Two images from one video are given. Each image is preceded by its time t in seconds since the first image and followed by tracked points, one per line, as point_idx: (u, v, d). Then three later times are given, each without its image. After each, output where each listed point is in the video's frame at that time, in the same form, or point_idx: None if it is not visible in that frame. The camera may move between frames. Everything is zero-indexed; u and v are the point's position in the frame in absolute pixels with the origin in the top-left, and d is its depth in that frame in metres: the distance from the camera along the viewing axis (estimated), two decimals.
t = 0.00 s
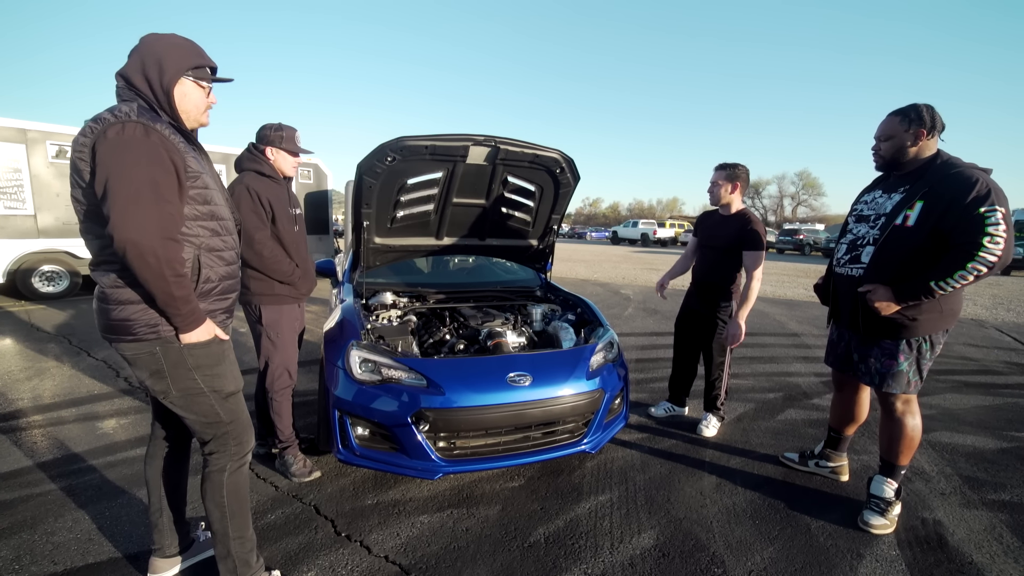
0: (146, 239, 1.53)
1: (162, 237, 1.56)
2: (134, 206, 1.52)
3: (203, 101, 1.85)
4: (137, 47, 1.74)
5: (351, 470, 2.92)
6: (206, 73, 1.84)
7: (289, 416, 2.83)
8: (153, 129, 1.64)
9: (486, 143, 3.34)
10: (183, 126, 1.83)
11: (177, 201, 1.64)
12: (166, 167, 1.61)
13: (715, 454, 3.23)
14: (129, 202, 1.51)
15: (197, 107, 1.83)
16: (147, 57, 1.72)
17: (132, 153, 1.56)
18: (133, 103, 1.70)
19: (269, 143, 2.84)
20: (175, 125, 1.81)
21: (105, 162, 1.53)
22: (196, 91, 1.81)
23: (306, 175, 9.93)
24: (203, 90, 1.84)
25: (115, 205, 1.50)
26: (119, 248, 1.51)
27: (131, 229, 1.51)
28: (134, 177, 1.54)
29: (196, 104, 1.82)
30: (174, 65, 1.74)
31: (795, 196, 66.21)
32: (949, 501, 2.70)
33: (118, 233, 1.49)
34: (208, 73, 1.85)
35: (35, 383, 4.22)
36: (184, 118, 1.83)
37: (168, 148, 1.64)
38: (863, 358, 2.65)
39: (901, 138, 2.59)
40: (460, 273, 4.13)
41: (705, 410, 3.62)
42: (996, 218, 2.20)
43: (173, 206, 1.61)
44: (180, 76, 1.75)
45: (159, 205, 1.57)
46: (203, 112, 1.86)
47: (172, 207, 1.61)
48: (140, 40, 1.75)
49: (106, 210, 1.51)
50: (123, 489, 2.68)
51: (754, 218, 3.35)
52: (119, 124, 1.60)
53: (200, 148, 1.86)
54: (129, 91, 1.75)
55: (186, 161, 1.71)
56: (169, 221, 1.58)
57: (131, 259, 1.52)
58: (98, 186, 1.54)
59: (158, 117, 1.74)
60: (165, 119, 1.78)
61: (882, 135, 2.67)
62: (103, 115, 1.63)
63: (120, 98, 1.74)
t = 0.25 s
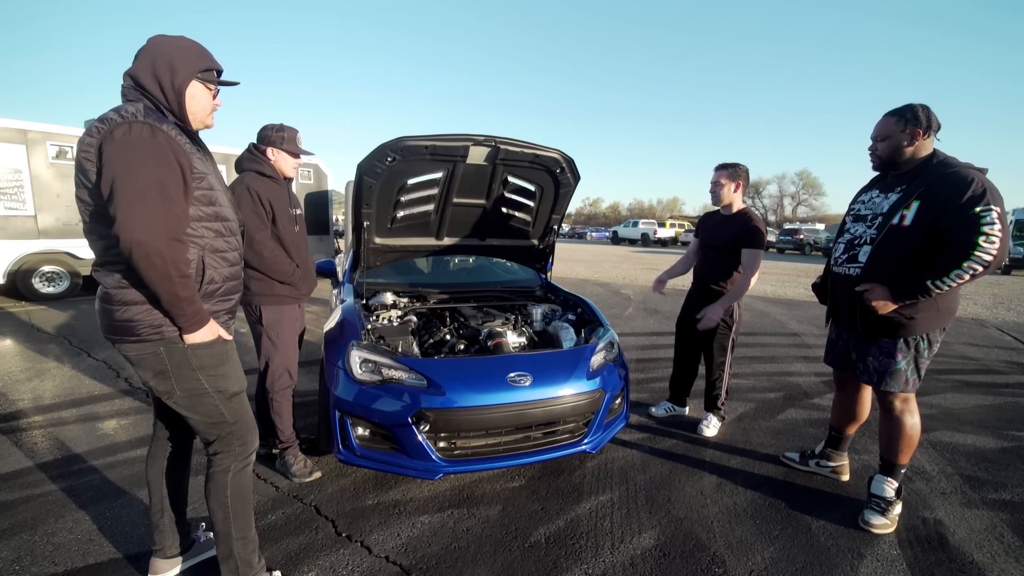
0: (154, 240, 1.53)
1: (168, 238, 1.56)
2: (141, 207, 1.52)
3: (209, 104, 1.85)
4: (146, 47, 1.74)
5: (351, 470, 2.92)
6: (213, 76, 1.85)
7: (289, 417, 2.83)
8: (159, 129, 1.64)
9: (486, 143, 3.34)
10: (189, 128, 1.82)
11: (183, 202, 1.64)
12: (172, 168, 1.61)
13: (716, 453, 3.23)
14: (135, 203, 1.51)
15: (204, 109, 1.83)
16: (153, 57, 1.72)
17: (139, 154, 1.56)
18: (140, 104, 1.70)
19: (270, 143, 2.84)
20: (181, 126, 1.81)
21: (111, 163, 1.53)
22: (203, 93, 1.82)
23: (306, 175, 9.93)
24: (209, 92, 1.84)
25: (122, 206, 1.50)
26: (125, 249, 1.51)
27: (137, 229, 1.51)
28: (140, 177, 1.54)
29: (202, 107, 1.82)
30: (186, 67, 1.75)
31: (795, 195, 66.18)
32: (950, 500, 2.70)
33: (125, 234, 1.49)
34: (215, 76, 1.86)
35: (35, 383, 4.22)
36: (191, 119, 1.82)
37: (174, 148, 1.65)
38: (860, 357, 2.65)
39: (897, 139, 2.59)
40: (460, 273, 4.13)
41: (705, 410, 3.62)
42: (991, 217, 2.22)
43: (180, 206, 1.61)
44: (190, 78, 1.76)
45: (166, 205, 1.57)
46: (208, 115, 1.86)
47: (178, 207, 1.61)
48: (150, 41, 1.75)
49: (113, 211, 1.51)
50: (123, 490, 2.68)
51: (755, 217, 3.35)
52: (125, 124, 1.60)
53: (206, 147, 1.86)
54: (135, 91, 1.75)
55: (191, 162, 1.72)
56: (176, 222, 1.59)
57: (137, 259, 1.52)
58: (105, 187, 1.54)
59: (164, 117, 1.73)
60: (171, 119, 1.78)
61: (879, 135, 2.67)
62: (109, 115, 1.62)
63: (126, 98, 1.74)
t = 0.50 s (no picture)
0: (156, 236, 1.52)
1: (170, 235, 1.56)
2: (143, 203, 1.52)
3: (210, 100, 1.85)
4: (147, 43, 1.74)
5: (351, 467, 2.92)
6: (214, 73, 1.84)
7: (289, 414, 2.84)
8: (161, 126, 1.64)
9: (486, 139, 3.34)
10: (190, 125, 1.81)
11: (185, 198, 1.63)
12: (175, 165, 1.61)
13: (715, 450, 3.24)
14: (138, 199, 1.51)
15: (205, 106, 1.83)
16: (156, 53, 1.72)
17: (141, 151, 1.56)
18: (141, 100, 1.70)
19: (269, 140, 2.84)
20: (181, 122, 1.80)
21: (113, 159, 1.53)
22: (205, 90, 1.82)
23: (306, 172, 9.92)
24: (210, 89, 1.84)
25: (124, 202, 1.50)
26: (127, 246, 1.51)
27: (139, 226, 1.50)
28: (143, 174, 1.53)
29: (203, 103, 1.82)
30: (187, 64, 1.74)
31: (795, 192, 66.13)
32: (949, 496, 2.71)
33: (127, 231, 1.49)
34: (217, 73, 1.86)
35: (34, 381, 4.22)
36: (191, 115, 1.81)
37: (176, 145, 1.64)
38: (858, 353, 2.65)
39: (894, 136, 2.58)
40: (460, 270, 4.12)
41: (705, 406, 3.62)
42: (987, 214, 2.22)
43: (182, 203, 1.61)
44: (192, 74, 1.76)
45: (168, 202, 1.56)
46: (209, 111, 1.86)
47: (181, 204, 1.61)
48: (151, 37, 1.75)
49: (115, 207, 1.51)
50: (123, 487, 2.68)
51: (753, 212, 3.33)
52: (127, 121, 1.59)
53: (208, 144, 1.85)
54: (137, 87, 1.74)
55: (193, 159, 1.71)
56: (178, 219, 1.58)
57: (139, 256, 1.52)
58: (107, 183, 1.53)
59: (166, 114, 1.73)
60: (173, 116, 1.78)
61: (874, 133, 2.67)
62: (111, 111, 1.62)
63: (127, 94, 1.73)
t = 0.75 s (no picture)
0: (153, 234, 1.52)
1: (168, 233, 1.56)
2: (141, 201, 1.51)
3: (210, 100, 1.85)
4: (149, 42, 1.74)
5: (350, 465, 2.92)
6: (215, 73, 1.84)
7: (288, 412, 2.84)
8: (160, 125, 1.63)
9: (486, 138, 3.33)
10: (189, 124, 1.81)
11: (182, 197, 1.63)
12: (173, 163, 1.61)
13: (714, 449, 3.24)
14: (135, 198, 1.51)
15: (204, 106, 1.83)
16: (156, 52, 1.72)
17: (140, 149, 1.55)
18: (140, 98, 1.69)
19: (269, 138, 2.83)
20: (181, 122, 1.80)
21: (112, 157, 1.52)
22: (205, 90, 1.82)
23: (306, 170, 9.92)
24: (210, 89, 1.84)
25: (122, 200, 1.49)
26: (124, 243, 1.50)
27: (136, 224, 1.50)
28: (141, 173, 1.53)
29: (203, 102, 1.81)
30: (188, 63, 1.74)
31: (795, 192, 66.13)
32: (947, 496, 2.71)
33: (124, 228, 1.49)
34: (218, 73, 1.86)
35: (34, 379, 4.22)
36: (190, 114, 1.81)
37: (175, 144, 1.64)
38: (855, 353, 2.65)
39: (889, 136, 2.58)
40: (460, 269, 4.11)
41: (704, 406, 3.62)
42: (983, 213, 2.22)
43: (180, 202, 1.61)
44: (193, 73, 1.75)
45: (166, 201, 1.56)
46: (208, 111, 1.85)
47: (178, 203, 1.60)
48: (152, 36, 1.74)
49: (112, 205, 1.51)
50: (122, 485, 2.68)
51: (751, 211, 3.34)
52: (126, 119, 1.59)
53: (207, 143, 1.84)
54: (137, 85, 1.74)
55: (191, 158, 1.71)
56: (175, 217, 1.58)
57: (136, 254, 1.51)
58: (105, 181, 1.53)
59: (165, 113, 1.72)
60: (172, 114, 1.77)
61: (871, 133, 2.67)
62: (110, 109, 1.62)
63: (126, 92, 1.73)
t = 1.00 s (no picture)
0: (150, 232, 1.52)
1: (165, 231, 1.55)
2: (138, 200, 1.51)
3: (211, 101, 1.83)
4: (151, 42, 1.73)
5: (349, 464, 2.92)
6: (217, 75, 1.83)
7: (287, 411, 2.83)
8: (159, 123, 1.63)
9: (485, 136, 3.33)
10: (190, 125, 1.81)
11: (181, 196, 1.63)
12: (171, 162, 1.60)
13: (713, 448, 3.24)
14: (134, 196, 1.50)
15: (205, 106, 1.82)
16: (156, 51, 1.71)
17: (138, 147, 1.55)
18: (140, 97, 1.69)
19: (268, 137, 2.83)
20: (180, 120, 1.79)
21: (110, 156, 1.52)
22: (206, 91, 1.81)
23: (305, 169, 9.90)
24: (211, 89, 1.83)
25: (120, 198, 1.49)
26: (121, 241, 1.50)
27: (134, 222, 1.50)
28: (139, 171, 1.53)
29: (203, 102, 1.80)
30: (190, 63, 1.74)
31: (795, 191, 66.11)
32: (947, 495, 2.71)
33: (121, 226, 1.48)
34: (218, 75, 1.85)
35: (33, 377, 4.22)
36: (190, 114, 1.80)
37: (174, 142, 1.63)
38: (854, 351, 2.65)
39: (887, 135, 2.58)
40: (460, 268, 4.10)
41: (703, 405, 3.62)
42: (979, 211, 2.22)
43: (177, 201, 1.60)
44: (194, 74, 1.75)
45: (163, 199, 1.56)
46: (209, 111, 1.84)
47: (176, 201, 1.60)
48: (156, 36, 1.74)
49: (110, 203, 1.50)
50: (121, 483, 2.68)
51: (751, 211, 3.34)
52: (125, 117, 1.59)
53: (206, 142, 1.83)
54: (137, 85, 1.74)
55: (190, 157, 1.71)
56: (173, 216, 1.58)
57: (134, 252, 1.51)
58: (103, 179, 1.52)
59: (164, 112, 1.72)
60: (171, 114, 1.77)
61: (868, 132, 2.66)
62: (109, 108, 1.61)
63: (127, 91, 1.72)
